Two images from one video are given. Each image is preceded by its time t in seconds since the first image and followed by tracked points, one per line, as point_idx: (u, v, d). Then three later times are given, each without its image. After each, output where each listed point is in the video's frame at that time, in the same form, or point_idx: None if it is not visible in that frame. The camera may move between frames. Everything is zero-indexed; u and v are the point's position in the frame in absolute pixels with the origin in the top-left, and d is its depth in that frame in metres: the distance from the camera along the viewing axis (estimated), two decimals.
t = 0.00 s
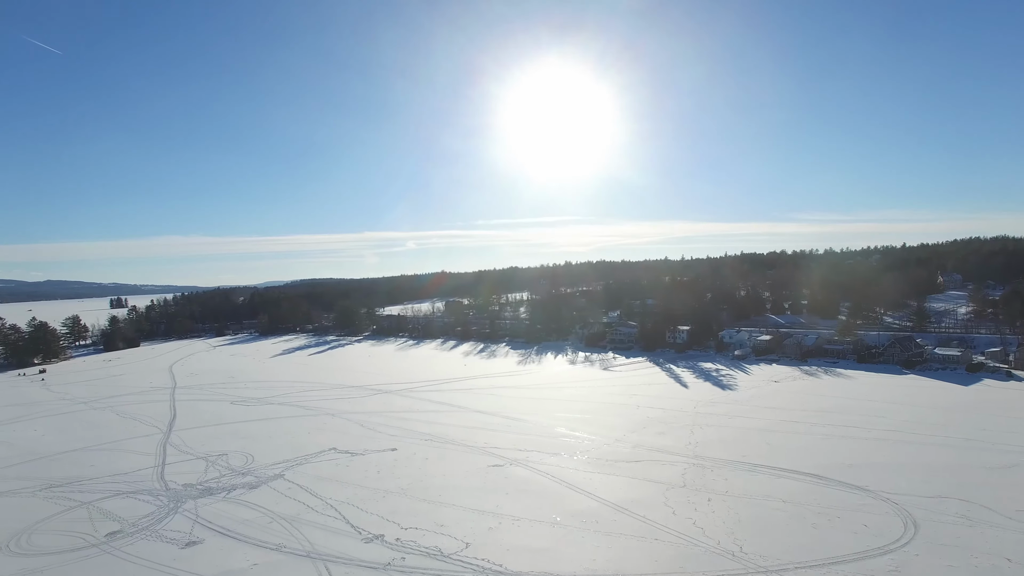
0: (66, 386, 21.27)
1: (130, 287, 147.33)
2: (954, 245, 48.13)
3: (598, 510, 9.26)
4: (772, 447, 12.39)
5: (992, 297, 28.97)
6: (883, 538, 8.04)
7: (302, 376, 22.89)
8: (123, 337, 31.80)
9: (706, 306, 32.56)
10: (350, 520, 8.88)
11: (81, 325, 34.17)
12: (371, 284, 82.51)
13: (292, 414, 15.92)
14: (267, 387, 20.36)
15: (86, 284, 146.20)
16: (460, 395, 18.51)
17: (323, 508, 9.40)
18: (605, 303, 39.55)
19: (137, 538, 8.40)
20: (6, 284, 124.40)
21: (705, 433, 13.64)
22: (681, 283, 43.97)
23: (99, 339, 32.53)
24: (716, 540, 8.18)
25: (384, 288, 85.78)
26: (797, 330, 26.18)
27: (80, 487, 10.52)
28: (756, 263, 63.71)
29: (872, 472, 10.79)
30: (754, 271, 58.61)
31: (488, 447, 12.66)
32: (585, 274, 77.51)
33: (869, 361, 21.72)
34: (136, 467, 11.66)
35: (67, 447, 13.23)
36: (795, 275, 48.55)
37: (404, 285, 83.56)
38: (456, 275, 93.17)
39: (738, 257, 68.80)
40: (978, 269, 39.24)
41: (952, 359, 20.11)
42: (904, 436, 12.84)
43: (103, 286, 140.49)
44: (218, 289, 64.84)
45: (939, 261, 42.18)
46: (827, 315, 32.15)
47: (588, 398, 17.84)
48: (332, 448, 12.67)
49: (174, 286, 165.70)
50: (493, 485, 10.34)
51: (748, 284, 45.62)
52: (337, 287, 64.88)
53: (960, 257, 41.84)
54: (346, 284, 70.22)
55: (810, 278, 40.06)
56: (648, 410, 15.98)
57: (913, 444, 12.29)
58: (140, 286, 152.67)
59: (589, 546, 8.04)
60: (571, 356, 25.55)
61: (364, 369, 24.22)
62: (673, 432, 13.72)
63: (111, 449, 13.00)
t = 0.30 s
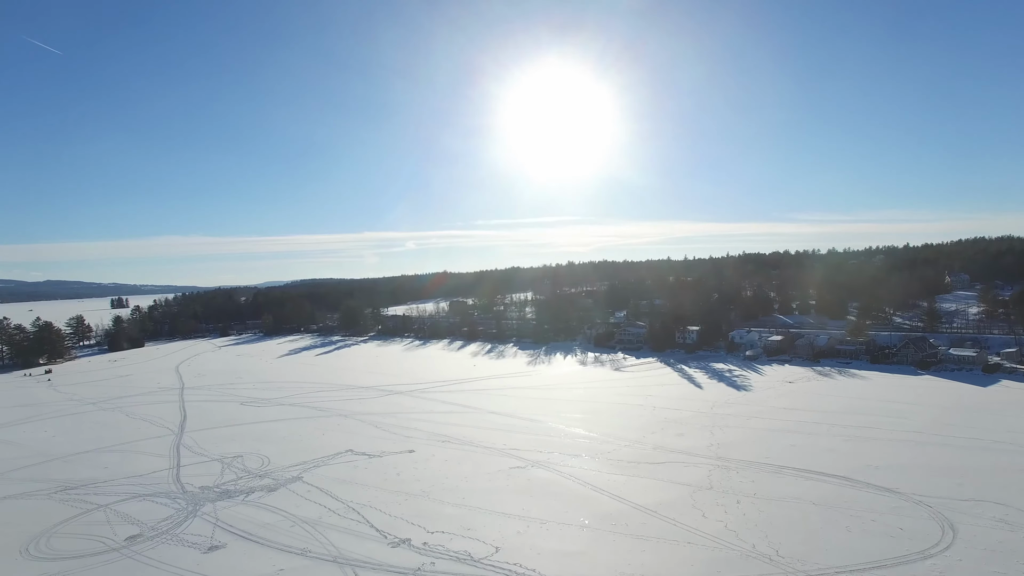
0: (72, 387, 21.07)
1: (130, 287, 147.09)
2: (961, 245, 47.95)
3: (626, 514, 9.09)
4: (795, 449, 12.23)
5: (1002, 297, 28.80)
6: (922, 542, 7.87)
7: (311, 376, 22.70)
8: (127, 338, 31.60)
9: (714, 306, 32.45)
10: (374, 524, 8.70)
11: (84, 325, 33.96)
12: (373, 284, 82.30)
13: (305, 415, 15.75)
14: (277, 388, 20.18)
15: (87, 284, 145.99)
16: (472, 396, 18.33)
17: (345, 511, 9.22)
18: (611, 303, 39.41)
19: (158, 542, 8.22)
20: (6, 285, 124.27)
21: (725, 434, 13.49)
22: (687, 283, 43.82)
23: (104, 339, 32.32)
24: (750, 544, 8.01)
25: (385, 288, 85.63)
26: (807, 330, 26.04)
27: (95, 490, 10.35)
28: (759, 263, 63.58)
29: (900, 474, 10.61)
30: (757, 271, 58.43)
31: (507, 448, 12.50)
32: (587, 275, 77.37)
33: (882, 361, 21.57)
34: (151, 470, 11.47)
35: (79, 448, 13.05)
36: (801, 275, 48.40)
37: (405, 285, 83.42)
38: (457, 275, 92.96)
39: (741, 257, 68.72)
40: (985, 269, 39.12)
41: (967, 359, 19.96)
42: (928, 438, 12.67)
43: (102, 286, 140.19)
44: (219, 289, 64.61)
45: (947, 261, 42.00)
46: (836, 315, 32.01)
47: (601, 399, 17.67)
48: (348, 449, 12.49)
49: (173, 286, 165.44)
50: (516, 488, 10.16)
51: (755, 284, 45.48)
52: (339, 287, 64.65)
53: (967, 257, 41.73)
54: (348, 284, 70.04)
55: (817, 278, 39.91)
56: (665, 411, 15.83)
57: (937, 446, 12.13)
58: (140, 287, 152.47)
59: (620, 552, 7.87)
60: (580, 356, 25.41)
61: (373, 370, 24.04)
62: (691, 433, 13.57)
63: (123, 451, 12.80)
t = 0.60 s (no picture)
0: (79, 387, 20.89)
1: (130, 287, 146.76)
2: (966, 245, 47.80)
3: (655, 518, 8.93)
4: (818, 451, 12.08)
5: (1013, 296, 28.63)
6: (962, 545, 7.72)
7: (319, 376, 22.54)
8: (132, 338, 31.41)
9: (722, 305, 32.27)
10: (399, 528, 8.53)
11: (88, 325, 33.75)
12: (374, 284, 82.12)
13: (318, 415, 15.59)
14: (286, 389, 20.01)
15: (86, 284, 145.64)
16: (484, 396, 18.18)
17: (369, 514, 9.06)
18: (617, 302, 39.28)
19: (180, 547, 8.04)
20: (6, 285, 123.94)
21: (746, 435, 13.33)
22: (692, 283, 43.71)
23: (108, 339, 32.12)
24: (786, 548, 7.86)
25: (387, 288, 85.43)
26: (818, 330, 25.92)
27: (111, 492, 10.18)
28: (762, 263, 63.44)
29: (929, 476, 10.47)
30: (761, 271, 58.28)
31: (527, 451, 12.36)
32: (589, 275, 77.20)
33: (895, 361, 21.41)
34: (166, 472, 11.29)
35: (91, 450, 12.87)
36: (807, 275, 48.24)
37: (407, 284, 83.22)
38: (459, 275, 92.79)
39: (744, 257, 68.52)
40: (993, 268, 38.86)
41: (983, 358, 19.79)
42: (952, 439, 12.52)
43: (102, 286, 139.96)
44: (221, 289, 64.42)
45: (954, 261, 41.84)
46: (844, 314, 31.88)
47: (615, 399, 17.52)
48: (364, 451, 12.31)
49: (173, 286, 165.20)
50: (540, 491, 10.01)
51: (761, 283, 45.37)
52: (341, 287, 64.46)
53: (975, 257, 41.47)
54: (350, 284, 69.88)
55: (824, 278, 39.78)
56: (682, 412, 15.67)
57: (962, 447, 11.98)
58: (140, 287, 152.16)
59: (653, 556, 7.72)
60: (589, 356, 25.24)
61: (381, 370, 23.88)
62: (711, 435, 13.42)
63: (136, 452, 12.62)
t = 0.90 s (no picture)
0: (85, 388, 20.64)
1: (129, 287, 146.34)
2: (973, 245, 47.56)
3: (684, 520, 8.80)
4: (842, 452, 11.94)
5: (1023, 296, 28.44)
6: (1002, 550, 7.57)
7: (327, 377, 22.34)
8: (136, 338, 31.19)
9: (729, 305, 32.15)
10: (425, 531, 8.36)
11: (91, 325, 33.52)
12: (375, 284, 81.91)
13: (331, 416, 15.42)
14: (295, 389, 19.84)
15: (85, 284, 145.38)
16: (496, 397, 18.01)
17: (393, 517, 8.89)
18: (623, 302, 39.11)
19: (202, 552, 7.87)
20: (3, 284, 123.58)
21: (767, 436, 13.18)
22: (697, 283, 43.58)
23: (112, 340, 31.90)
24: (822, 553, 7.71)
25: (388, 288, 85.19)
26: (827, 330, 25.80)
27: (127, 496, 9.99)
28: (765, 263, 63.29)
29: (957, 477, 10.33)
30: (765, 271, 58.08)
31: (546, 452, 12.23)
32: (591, 275, 77.04)
33: (907, 361, 21.25)
34: (181, 474, 11.09)
35: (103, 452, 12.66)
36: (811, 275, 48.08)
37: (408, 284, 83.04)
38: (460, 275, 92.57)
39: (747, 256, 68.39)
40: (1002, 269, 38.64)
41: (998, 359, 19.61)
42: (976, 440, 12.38)
43: (101, 287, 139.70)
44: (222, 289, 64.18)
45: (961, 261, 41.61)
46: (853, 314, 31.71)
47: (628, 400, 17.38)
48: (381, 453, 12.13)
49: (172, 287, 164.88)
50: (566, 494, 9.86)
51: (767, 284, 45.23)
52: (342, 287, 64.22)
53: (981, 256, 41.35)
54: (351, 284, 69.67)
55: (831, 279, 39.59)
56: (698, 411, 15.54)
57: (987, 448, 11.83)
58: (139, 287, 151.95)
59: (687, 561, 7.58)
60: (598, 356, 25.11)
61: (390, 370, 23.70)
62: (730, 436, 13.28)
63: (148, 455, 12.41)
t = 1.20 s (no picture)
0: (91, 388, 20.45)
1: (127, 287, 145.88)
2: (977, 244, 47.47)
3: (714, 522, 8.68)
4: (865, 453, 11.81)
5: None
6: None
7: (335, 377, 22.17)
8: (139, 338, 30.98)
9: (736, 305, 32.02)
10: (452, 535, 8.21)
11: (94, 325, 33.30)
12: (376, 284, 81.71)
13: (344, 417, 15.26)
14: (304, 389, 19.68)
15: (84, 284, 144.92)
16: (508, 397, 17.86)
17: (417, 520, 8.73)
18: (628, 302, 38.96)
19: (225, 556, 7.70)
20: (1, 284, 123.20)
21: (786, 437, 13.05)
22: (702, 283, 43.47)
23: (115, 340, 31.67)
24: (858, 555, 7.58)
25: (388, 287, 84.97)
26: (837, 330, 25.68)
27: (142, 498, 9.79)
28: (767, 263, 63.18)
29: (985, 479, 10.20)
30: (768, 271, 57.93)
31: (566, 454, 12.08)
32: (592, 275, 76.88)
33: (919, 361, 21.14)
34: (196, 477, 10.91)
35: (114, 454, 12.47)
36: (816, 275, 47.98)
37: (409, 284, 82.81)
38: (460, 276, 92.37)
39: (749, 256, 68.27)
40: (1008, 268, 38.51)
41: (1011, 359, 19.49)
42: (999, 440, 12.25)
43: (99, 286, 139.21)
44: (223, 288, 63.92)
45: (967, 260, 41.50)
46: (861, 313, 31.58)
47: (641, 400, 17.25)
48: (398, 455, 11.95)
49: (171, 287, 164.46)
50: (590, 496, 9.72)
51: (772, 283, 45.11)
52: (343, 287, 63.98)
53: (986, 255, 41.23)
54: (352, 284, 69.43)
55: (837, 279, 39.47)
56: (714, 412, 15.41)
57: (1012, 449, 11.71)
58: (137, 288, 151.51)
59: (721, 563, 7.45)
60: (607, 356, 24.95)
61: (397, 370, 23.55)
62: (749, 437, 13.15)
63: (161, 456, 12.23)
